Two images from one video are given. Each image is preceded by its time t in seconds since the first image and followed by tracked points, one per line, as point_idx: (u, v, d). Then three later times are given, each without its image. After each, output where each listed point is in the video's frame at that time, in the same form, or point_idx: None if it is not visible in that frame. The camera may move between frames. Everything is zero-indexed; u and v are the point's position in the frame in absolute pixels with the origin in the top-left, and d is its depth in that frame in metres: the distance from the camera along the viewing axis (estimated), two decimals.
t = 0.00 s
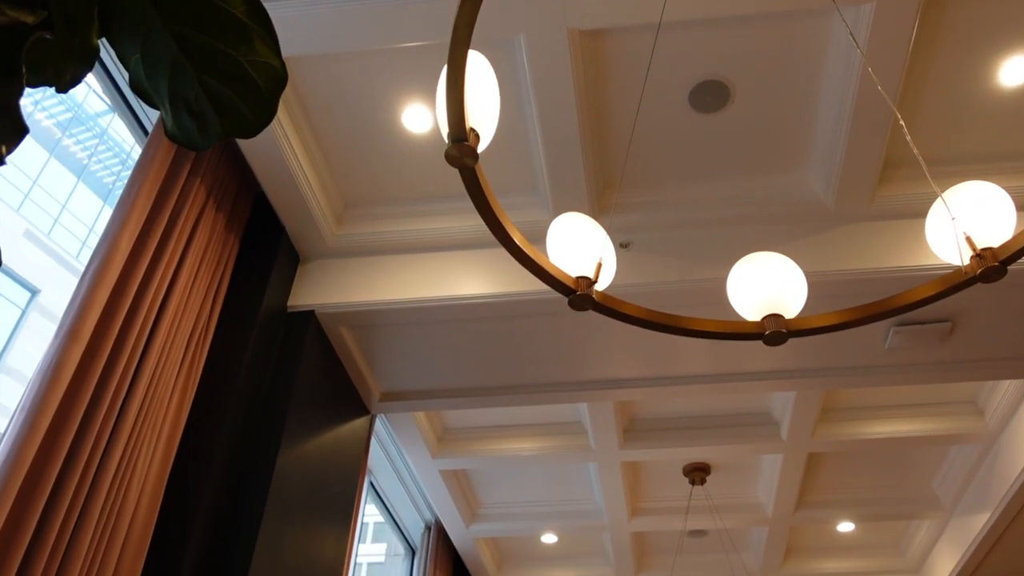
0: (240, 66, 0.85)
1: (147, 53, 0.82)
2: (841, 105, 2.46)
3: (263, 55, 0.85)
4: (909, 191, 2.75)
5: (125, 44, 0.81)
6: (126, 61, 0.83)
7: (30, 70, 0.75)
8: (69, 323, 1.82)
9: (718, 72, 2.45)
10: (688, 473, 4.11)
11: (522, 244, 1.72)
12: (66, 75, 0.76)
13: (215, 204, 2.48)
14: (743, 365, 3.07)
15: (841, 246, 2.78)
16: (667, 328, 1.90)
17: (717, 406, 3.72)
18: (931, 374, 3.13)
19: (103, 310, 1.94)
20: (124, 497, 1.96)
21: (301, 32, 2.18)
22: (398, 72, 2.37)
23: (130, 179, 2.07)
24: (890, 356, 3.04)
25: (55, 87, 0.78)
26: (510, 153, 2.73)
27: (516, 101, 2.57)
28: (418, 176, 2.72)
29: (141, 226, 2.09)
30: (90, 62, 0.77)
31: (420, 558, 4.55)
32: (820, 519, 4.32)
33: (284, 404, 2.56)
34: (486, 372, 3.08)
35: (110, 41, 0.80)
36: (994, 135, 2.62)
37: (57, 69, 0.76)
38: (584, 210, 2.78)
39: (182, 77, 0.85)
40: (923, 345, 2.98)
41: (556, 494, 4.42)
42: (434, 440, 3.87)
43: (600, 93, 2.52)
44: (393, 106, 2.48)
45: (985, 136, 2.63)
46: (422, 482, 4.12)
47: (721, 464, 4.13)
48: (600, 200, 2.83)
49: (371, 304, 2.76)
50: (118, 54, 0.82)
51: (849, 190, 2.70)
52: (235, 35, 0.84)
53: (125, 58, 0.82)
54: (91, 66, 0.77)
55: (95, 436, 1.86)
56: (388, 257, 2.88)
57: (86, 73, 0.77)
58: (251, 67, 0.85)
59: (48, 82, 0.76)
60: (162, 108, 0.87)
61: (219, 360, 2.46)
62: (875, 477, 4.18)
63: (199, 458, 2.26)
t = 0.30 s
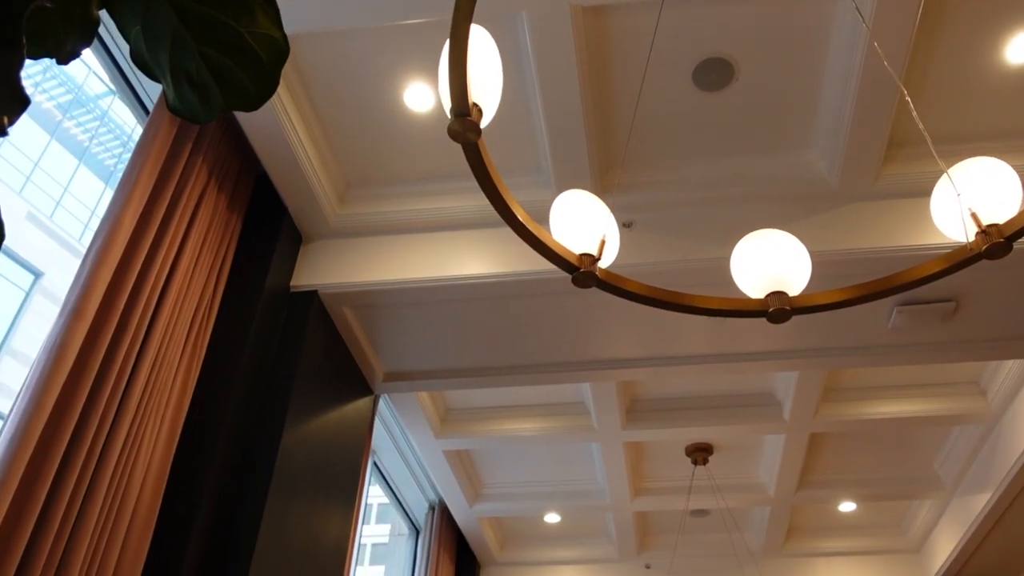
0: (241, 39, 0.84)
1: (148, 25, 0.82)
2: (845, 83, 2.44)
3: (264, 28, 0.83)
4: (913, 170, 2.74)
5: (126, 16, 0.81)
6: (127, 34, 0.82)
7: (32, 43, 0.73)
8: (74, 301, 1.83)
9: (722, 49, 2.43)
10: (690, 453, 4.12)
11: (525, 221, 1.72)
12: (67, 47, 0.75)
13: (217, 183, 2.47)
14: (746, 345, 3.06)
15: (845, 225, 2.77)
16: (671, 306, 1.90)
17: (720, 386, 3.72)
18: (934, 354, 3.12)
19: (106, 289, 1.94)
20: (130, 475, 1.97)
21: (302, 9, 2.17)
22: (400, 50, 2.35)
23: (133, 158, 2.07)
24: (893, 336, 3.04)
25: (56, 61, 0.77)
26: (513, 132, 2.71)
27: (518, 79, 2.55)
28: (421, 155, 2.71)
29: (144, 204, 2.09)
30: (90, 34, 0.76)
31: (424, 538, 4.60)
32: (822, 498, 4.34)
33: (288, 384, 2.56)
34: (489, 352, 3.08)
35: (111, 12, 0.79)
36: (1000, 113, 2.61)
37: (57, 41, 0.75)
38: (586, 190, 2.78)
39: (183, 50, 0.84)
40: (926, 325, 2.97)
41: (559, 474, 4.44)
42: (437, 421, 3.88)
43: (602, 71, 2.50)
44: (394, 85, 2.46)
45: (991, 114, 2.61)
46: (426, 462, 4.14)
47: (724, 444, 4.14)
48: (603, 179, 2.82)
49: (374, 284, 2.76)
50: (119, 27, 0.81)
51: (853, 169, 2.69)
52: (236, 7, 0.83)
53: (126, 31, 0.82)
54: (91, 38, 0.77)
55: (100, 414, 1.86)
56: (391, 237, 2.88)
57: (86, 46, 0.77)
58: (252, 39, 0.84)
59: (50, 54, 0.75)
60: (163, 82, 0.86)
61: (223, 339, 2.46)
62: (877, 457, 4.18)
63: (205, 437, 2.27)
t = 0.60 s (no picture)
0: (243, 16, 0.84)
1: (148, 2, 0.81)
2: (849, 63, 2.42)
3: (265, 6, 0.85)
4: (918, 150, 2.72)
5: None
6: (127, 11, 0.81)
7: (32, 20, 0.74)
8: (76, 283, 1.83)
9: (725, 28, 2.42)
10: (693, 435, 4.13)
11: (528, 201, 1.71)
12: (66, 24, 0.76)
13: (219, 166, 2.46)
14: (749, 326, 3.06)
15: (848, 206, 2.76)
16: (674, 286, 1.90)
17: (723, 368, 3.72)
18: (938, 335, 3.12)
19: (109, 271, 1.94)
20: (135, 456, 1.98)
21: None
22: (401, 31, 2.33)
23: (134, 140, 2.06)
24: (896, 317, 3.03)
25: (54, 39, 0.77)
26: (516, 113, 2.70)
27: (520, 60, 2.54)
28: (422, 137, 2.69)
29: (146, 186, 2.09)
30: (89, 12, 0.77)
31: (427, 519, 4.63)
32: (824, 480, 4.35)
33: (291, 366, 2.57)
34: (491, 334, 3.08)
35: None
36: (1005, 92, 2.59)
37: (56, 18, 0.75)
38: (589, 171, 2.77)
39: (182, 27, 0.83)
40: (930, 305, 2.96)
41: (562, 456, 4.45)
42: (441, 403, 3.89)
43: (605, 51, 2.49)
44: (395, 66, 2.45)
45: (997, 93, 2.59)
46: (429, 444, 4.16)
47: (727, 426, 4.15)
48: (605, 160, 2.81)
49: (377, 267, 2.76)
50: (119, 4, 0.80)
51: (857, 149, 2.68)
52: None
53: (125, 7, 0.81)
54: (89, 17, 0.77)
55: (105, 396, 1.87)
56: (393, 219, 2.87)
57: (85, 24, 0.77)
58: (253, 17, 0.85)
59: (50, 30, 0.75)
60: (162, 60, 0.84)
61: (226, 321, 2.46)
62: (880, 439, 4.19)
63: (209, 418, 2.27)
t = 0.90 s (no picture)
0: None
1: None
2: (854, 46, 2.40)
3: None
4: (923, 132, 2.71)
5: None
6: None
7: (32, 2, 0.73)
8: (80, 270, 1.83)
9: (729, 10, 2.40)
10: (696, 419, 4.14)
11: (532, 184, 1.71)
12: (66, 7, 0.74)
13: (221, 150, 2.46)
14: (752, 311, 3.06)
15: (852, 189, 2.75)
16: (677, 270, 1.89)
17: (726, 353, 3.72)
18: (942, 319, 3.11)
19: (112, 258, 1.94)
20: (140, 442, 1.99)
21: None
22: (402, 13, 2.32)
23: (135, 126, 2.05)
24: (901, 300, 3.02)
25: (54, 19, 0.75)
26: (519, 96, 2.69)
27: (523, 42, 2.52)
28: (425, 121, 2.68)
29: (148, 172, 2.08)
30: None
31: (431, 505, 4.65)
32: (828, 464, 4.36)
33: (296, 351, 2.57)
34: (495, 319, 3.08)
35: None
36: (1012, 74, 2.56)
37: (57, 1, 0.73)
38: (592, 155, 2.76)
39: (183, 7, 0.82)
40: (935, 289, 2.95)
41: (566, 440, 4.46)
42: (445, 388, 3.90)
43: (608, 33, 2.47)
44: (397, 49, 2.44)
45: (1003, 75, 2.57)
46: (433, 429, 4.17)
47: (730, 411, 4.16)
48: (609, 144, 2.79)
49: (381, 252, 2.76)
50: None
51: (862, 132, 2.66)
52: None
53: None
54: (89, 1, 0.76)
55: (109, 382, 1.88)
56: (396, 203, 2.87)
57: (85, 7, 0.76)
58: None
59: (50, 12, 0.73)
60: (164, 41, 0.83)
61: (230, 305, 2.47)
62: (883, 423, 4.19)
63: (214, 403, 2.28)
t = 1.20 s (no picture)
0: None
1: None
2: (861, 29, 2.39)
3: None
4: (929, 116, 2.69)
5: None
6: None
7: None
8: (85, 256, 1.84)
9: None
10: (701, 405, 4.14)
11: (537, 167, 1.70)
12: None
13: (225, 136, 2.45)
14: (757, 296, 3.05)
15: (858, 173, 2.74)
16: (682, 254, 1.89)
17: (731, 338, 3.72)
18: (947, 304, 3.10)
19: (117, 244, 1.94)
20: (147, 427, 1.99)
21: None
22: None
23: (139, 112, 2.05)
24: (906, 286, 3.01)
25: None
26: (523, 81, 2.67)
27: (527, 26, 2.51)
28: (428, 106, 2.67)
29: (152, 158, 2.08)
30: None
31: (437, 490, 4.67)
32: (832, 450, 4.37)
33: (301, 337, 2.58)
34: (499, 304, 3.08)
35: None
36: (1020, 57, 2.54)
37: None
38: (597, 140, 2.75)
39: None
40: (940, 274, 2.94)
41: (570, 426, 4.47)
42: (449, 374, 3.91)
43: (612, 17, 2.46)
44: (400, 34, 2.43)
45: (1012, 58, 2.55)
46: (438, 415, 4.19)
47: (734, 396, 4.16)
48: (613, 128, 2.78)
49: (385, 237, 2.76)
50: None
51: (868, 116, 2.64)
52: None
53: None
54: None
55: (115, 368, 1.88)
56: (400, 188, 2.86)
57: None
58: None
59: None
60: (167, 22, 0.82)
61: (235, 291, 2.47)
62: (888, 409, 4.19)
63: (220, 389, 2.29)
